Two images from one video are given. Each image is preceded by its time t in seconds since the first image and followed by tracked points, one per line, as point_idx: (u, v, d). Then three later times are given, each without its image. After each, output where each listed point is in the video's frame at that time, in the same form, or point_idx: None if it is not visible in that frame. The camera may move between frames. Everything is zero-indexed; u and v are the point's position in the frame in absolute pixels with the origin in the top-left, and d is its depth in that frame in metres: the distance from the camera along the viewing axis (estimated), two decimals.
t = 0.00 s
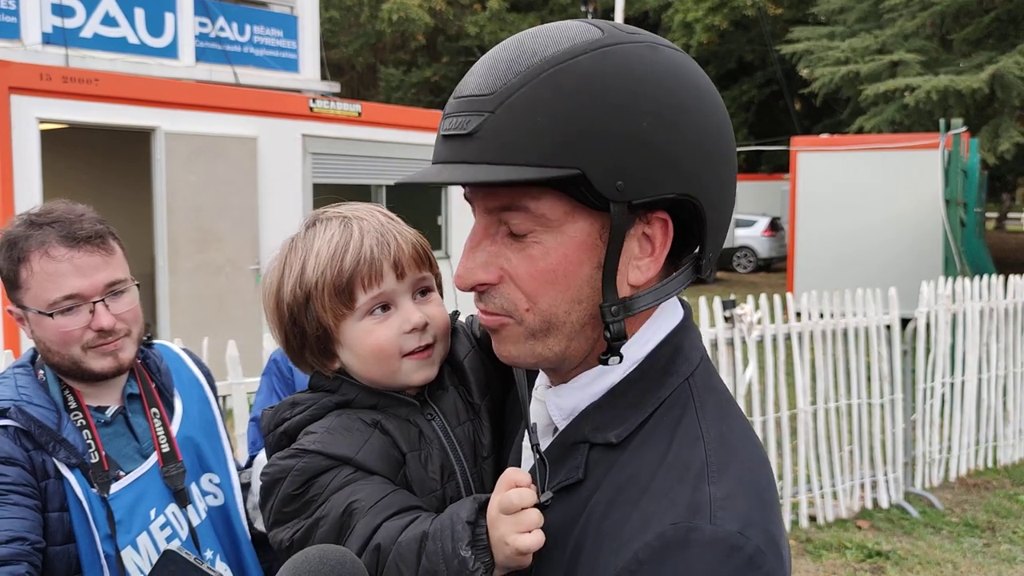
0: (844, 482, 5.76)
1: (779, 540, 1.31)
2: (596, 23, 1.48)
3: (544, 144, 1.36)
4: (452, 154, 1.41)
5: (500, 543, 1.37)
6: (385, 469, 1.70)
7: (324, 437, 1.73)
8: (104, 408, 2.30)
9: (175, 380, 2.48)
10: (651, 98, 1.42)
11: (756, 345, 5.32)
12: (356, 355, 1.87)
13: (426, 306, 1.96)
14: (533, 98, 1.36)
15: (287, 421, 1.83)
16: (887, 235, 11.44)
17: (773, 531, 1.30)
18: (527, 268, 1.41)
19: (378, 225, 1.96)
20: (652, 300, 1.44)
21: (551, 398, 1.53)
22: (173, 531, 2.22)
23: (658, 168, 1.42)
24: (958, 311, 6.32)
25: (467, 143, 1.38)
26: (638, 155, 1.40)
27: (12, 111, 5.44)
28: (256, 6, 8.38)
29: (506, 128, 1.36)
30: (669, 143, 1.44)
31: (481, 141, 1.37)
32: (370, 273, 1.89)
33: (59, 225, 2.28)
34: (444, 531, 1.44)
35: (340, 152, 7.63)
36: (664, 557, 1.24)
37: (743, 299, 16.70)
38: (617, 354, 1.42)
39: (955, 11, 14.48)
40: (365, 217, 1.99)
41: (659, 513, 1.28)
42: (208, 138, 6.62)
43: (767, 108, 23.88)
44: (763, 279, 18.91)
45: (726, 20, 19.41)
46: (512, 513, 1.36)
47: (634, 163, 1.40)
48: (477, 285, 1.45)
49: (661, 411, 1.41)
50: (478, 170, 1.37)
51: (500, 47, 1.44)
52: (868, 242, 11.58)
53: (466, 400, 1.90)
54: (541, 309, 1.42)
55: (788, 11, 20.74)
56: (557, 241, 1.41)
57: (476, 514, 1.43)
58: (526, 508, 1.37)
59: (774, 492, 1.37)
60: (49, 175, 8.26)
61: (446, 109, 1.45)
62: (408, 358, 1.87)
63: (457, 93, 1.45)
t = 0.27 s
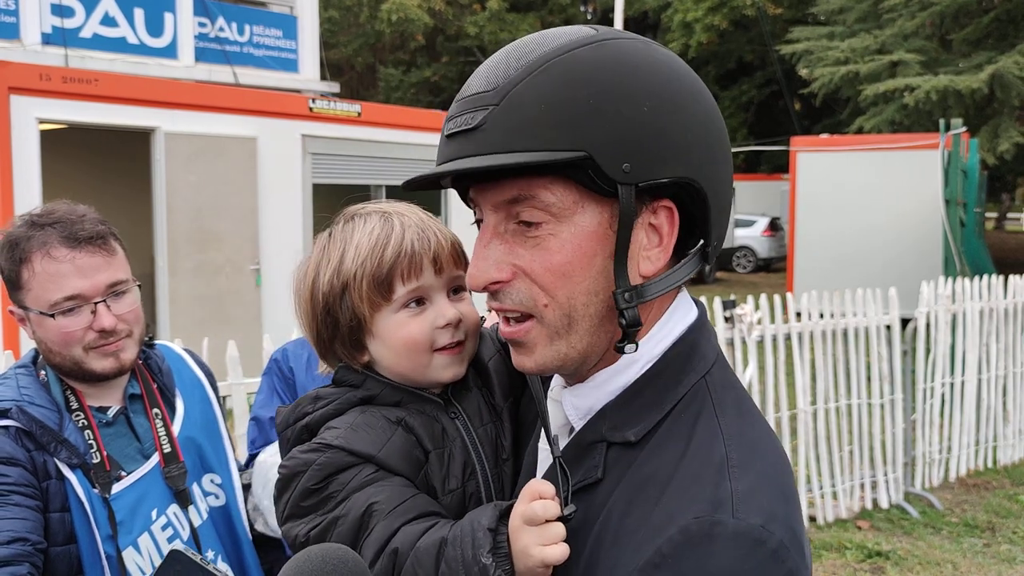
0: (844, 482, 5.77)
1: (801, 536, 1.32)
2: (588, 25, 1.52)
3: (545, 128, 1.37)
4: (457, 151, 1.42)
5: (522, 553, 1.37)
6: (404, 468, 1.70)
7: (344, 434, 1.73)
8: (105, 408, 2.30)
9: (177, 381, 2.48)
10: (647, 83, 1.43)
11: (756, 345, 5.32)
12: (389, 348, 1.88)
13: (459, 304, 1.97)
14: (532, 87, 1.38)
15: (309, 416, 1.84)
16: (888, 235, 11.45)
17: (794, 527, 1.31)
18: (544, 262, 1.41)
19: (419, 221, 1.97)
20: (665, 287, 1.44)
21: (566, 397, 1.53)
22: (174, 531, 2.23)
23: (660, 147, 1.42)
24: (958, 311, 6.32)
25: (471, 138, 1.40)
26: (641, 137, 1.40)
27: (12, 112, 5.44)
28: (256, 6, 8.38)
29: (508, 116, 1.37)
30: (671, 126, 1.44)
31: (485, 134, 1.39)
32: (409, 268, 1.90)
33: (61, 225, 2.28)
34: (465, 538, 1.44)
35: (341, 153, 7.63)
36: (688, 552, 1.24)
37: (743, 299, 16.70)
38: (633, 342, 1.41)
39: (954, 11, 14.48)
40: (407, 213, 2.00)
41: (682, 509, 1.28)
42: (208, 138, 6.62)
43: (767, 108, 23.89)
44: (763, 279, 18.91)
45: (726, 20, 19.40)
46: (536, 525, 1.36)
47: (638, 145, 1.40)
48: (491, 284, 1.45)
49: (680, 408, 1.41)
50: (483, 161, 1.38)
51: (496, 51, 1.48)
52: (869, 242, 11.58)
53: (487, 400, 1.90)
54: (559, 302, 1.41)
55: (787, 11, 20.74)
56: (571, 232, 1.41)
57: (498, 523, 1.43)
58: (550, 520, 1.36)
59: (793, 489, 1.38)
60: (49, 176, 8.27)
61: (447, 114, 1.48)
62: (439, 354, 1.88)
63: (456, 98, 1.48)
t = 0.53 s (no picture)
0: (844, 482, 5.77)
1: (803, 527, 1.32)
2: (594, 26, 1.50)
3: (565, 139, 1.36)
4: (474, 161, 1.41)
5: (519, 556, 1.37)
6: (402, 467, 1.70)
7: (342, 433, 1.73)
8: (106, 408, 2.30)
9: (178, 380, 2.48)
10: (660, 91, 1.43)
11: (756, 344, 5.32)
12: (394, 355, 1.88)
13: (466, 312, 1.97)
14: (549, 96, 1.37)
15: (310, 415, 1.84)
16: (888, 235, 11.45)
17: (799, 519, 1.31)
18: (558, 271, 1.40)
19: (430, 228, 1.97)
20: (678, 289, 1.43)
21: (568, 395, 1.53)
22: (176, 531, 2.23)
23: (675, 156, 1.43)
24: (958, 311, 6.32)
25: (488, 147, 1.39)
26: (658, 146, 1.41)
27: (11, 111, 5.43)
28: (255, 6, 8.38)
29: (527, 127, 1.36)
30: (682, 132, 1.45)
31: (503, 144, 1.38)
32: (419, 275, 1.90)
33: (62, 225, 2.28)
34: (461, 542, 1.44)
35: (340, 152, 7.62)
36: (694, 544, 1.24)
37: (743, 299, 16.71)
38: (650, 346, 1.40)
39: (954, 11, 14.49)
40: (417, 220, 1.99)
41: (687, 502, 1.28)
42: (208, 137, 6.62)
43: (766, 108, 23.90)
44: (762, 279, 18.92)
45: (725, 20, 19.41)
46: (534, 530, 1.36)
47: (654, 154, 1.40)
48: (503, 294, 1.43)
49: (683, 403, 1.41)
50: (504, 173, 1.37)
51: (505, 54, 1.45)
52: (868, 242, 11.59)
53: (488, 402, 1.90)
54: (573, 310, 1.41)
55: (786, 11, 20.75)
56: (586, 239, 1.40)
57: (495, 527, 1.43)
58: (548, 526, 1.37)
59: (796, 481, 1.38)
60: (48, 176, 8.26)
61: (456, 119, 1.45)
62: (444, 361, 1.87)
63: (466, 102, 1.46)
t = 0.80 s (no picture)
0: (844, 482, 5.77)
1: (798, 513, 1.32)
2: (583, 23, 1.51)
3: (554, 130, 1.36)
4: (464, 152, 1.40)
5: (513, 552, 1.37)
6: (396, 467, 1.69)
7: (335, 433, 1.72)
8: (105, 408, 2.30)
9: (178, 380, 2.48)
10: (648, 86, 1.44)
11: (756, 345, 5.32)
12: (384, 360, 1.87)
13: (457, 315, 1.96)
14: (538, 89, 1.37)
15: (303, 415, 1.84)
16: (887, 235, 11.44)
17: (793, 504, 1.31)
18: (547, 263, 1.40)
19: (420, 232, 1.95)
20: (664, 281, 1.43)
21: (558, 391, 1.52)
22: (175, 532, 2.22)
23: (663, 150, 1.43)
24: (958, 311, 6.33)
25: (478, 139, 1.38)
26: (646, 139, 1.41)
27: (10, 111, 5.43)
28: (254, 6, 8.37)
29: (517, 118, 1.36)
30: (670, 127, 1.45)
31: (493, 135, 1.37)
32: (408, 280, 1.89)
33: (61, 225, 2.27)
34: (454, 540, 1.44)
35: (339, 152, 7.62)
36: (693, 530, 1.23)
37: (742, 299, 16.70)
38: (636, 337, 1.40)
39: (953, 11, 14.49)
40: (408, 222, 1.97)
41: (682, 490, 1.28)
42: (207, 137, 6.61)
43: (765, 108, 23.92)
44: (762, 279, 18.92)
45: (724, 20, 19.41)
46: (530, 526, 1.36)
47: (642, 146, 1.40)
48: (491, 285, 1.43)
49: (672, 395, 1.42)
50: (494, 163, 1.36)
51: (495, 48, 1.45)
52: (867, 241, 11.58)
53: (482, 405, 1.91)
54: (561, 302, 1.40)
55: (786, 11, 20.76)
56: (573, 231, 1.40)
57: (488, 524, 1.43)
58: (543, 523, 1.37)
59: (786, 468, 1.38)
60: (47, 176, 8.25)
61: (446, 111, 1.45)
62: (435, 366, 1.86)
63: (456, 95, 1.45)
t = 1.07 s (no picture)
0: (843, 482, 5.77)
1: (801, 518, 1.31)
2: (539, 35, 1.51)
3: (525, 140, 1.35)
4: (437, 176, 1.39)
5: None
6: (381, 485, 1.73)
7: (323, 450, 1.76)
8: (104, 408, 2.30)
9: (177, 380, 2.47)
10: (613, 88, 1.43)
11: (755, 344, 5.32)
12: (375, 374, 1.88)
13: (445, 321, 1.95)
14: (503, 102, 1.37)
15: (302, 425, 1.89)
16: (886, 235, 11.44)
17: (795, 508, 1.29)
18: (533, 279, 1.40)
19: (400, 241, 1.94)
20: (656, 282, 1.43)
21: (557, 400, 1.52)
22: (174, 532, 2.22)
23: (638, 148, 1.42)
24: (957, 311, 6.33)
25: (450, 160, 1.38)
26: (619, 141, 1.40)
27: (9, 111, 5.43)
28: (253, 6, 8.37)
29: (485, 133, 1.36)
30: (642, 125, 1.44)
31: (465, 154, 1.36)
32: (390, 291, 1.89)
33: (60, 224, 2.27)
34: None
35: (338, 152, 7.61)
36: (686, 534, 1.23)
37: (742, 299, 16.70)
38: (635, 341, 1.40)
39: (952, 11, 14.50)
40: (388, 232, 1.97)
41: (676, 495, 1.27)
42: (206, 138, 6.61)
43: (765, 108, 23.93)
44: (762, 279, 18.92)
45: (724, 20, 19.42)
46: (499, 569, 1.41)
47: (616, 147, 1.39)
48: (481, 308, 1.43)
49: (670, 400, 1.42)
50: (470, 183, 1.36)
51: (454, 70, 1.45)
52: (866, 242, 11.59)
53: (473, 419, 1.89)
54: (553, 317, 1.41)
55: (786, 11, 20.76)
56: (557, 242, 1.39)
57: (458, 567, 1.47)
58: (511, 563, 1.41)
59: (791, 473, 1.37)
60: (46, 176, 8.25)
61: (413, 140, 1.44)
62: (425, 376, 1.87)
63: (420, 122, 1.45)
